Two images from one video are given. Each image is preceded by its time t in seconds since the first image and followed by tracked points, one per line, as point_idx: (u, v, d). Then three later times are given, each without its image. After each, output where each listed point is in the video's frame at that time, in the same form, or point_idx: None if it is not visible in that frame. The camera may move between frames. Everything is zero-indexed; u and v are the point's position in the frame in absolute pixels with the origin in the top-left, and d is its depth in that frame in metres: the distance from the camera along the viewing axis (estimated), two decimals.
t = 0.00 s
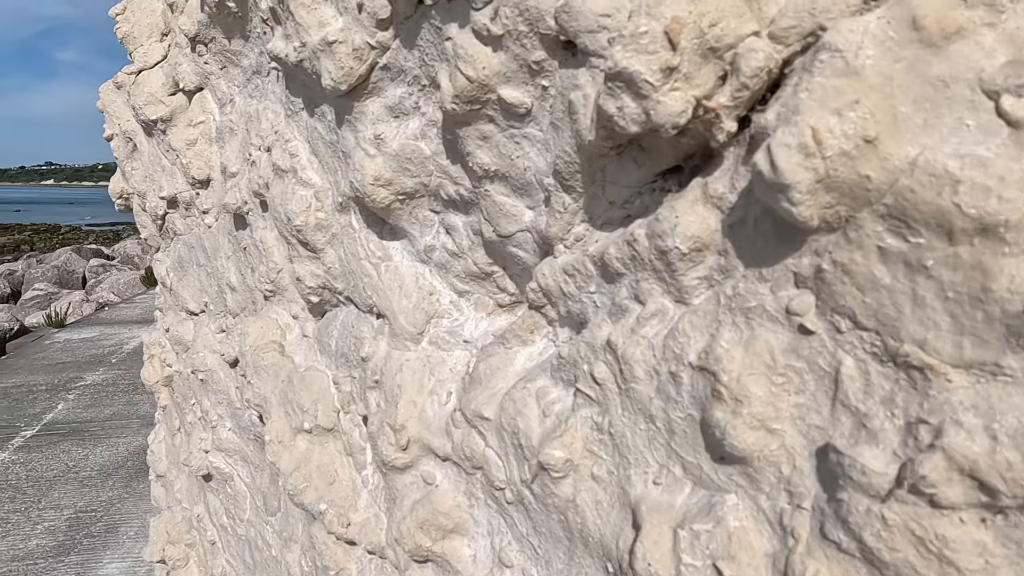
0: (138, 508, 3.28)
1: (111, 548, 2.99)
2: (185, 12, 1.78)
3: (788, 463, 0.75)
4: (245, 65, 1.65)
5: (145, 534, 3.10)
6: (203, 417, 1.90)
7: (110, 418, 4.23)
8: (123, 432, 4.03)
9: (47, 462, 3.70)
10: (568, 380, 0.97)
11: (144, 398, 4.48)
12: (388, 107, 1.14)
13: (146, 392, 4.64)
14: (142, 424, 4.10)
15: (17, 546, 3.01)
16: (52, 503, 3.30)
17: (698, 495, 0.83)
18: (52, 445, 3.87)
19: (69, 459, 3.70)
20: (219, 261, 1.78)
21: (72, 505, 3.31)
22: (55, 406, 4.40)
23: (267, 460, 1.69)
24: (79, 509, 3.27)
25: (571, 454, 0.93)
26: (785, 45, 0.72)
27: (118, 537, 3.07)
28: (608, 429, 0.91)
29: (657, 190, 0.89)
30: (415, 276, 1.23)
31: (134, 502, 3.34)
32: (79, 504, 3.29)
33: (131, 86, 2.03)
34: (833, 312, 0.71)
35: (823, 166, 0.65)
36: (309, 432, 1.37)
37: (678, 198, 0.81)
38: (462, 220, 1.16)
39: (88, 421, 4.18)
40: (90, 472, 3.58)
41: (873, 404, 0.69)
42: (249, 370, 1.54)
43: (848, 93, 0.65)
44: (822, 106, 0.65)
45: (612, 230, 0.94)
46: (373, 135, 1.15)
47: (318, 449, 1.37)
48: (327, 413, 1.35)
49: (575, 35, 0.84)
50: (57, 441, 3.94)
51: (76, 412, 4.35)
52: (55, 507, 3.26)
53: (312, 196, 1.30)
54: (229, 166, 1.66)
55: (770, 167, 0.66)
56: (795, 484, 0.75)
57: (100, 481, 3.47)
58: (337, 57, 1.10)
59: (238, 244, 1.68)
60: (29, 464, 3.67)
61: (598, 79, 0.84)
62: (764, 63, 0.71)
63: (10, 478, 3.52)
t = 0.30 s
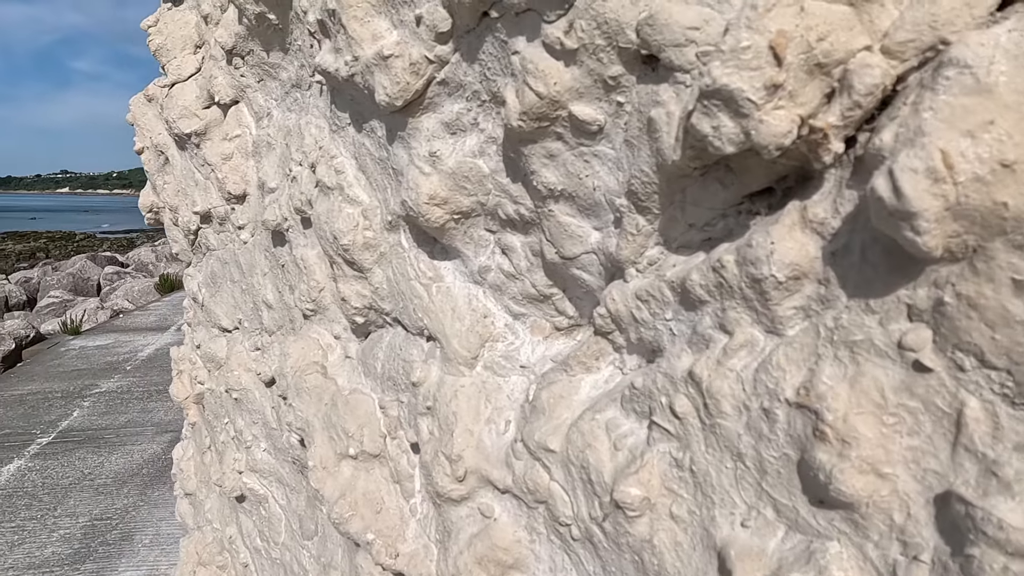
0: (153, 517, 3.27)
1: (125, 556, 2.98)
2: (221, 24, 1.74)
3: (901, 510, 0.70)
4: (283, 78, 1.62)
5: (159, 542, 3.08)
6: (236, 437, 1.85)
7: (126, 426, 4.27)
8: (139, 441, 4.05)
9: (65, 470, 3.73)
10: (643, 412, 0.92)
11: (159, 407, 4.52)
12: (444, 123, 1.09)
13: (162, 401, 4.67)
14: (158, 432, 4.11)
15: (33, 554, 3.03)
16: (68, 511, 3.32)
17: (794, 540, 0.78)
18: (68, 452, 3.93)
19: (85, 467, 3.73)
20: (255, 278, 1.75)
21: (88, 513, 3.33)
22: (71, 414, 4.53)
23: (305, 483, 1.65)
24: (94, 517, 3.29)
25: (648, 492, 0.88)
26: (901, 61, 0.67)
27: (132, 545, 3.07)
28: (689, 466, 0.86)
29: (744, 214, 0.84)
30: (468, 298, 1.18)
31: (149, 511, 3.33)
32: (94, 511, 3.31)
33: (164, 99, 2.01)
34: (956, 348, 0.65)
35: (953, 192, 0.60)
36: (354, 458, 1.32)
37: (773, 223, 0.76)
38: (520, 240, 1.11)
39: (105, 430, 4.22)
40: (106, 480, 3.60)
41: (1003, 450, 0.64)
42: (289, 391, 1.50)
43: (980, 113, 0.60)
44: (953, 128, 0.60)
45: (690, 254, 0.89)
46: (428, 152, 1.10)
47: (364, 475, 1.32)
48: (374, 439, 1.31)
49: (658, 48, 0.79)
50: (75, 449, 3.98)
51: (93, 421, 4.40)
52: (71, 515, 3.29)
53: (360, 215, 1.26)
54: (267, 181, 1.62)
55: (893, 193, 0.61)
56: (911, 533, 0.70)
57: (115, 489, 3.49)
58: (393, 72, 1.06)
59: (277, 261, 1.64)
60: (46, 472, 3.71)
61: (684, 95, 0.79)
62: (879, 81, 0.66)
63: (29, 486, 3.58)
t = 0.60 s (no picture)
0: (168, 523, 3.23)
1: (141, 563, 2.94)
2: (258, 25, 1.70)
3: None
4: (324, 81, 1.57)
5: (173, 549, 3.04)
6: (271, 450, 1.80)
7: (141, 432, 4.25)
8: (153, 447, 4.02)
9: (81, 476, 3.71)
10: (733, 431, 0.86)
11: (172, 413, 4.50)
12: (507, 123, 1.03)
13: (176, 407, 4.65)
14: (172, 438, 4.09)
15: (49, 560, 3.00)
16: (83, 517, 3.29)
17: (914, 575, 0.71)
18: (83, 458, 3.91)
19: (100, 473, 3.71)
20: (293, 286, 1.70)
21: (103, 519, 3.29)
22: (86, 420, 4.52)
23: (345, 498, 1.59)
24: (109, 523, 3.25)
25: (742, 518, 0.81)
26: None
27: (147, 552, 3.03)
28: (789, 491, 0.79)
29: (848, 219, 0.78)
30: (529, 307, 1.12)
31: (164, 517, 3.29)
32: (109, 517, 3.28)
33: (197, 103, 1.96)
34: None
35: None
36: (404, 474, 1.27)
37: (892, 229, 0.70)
38: (586, 246, 1.05)
39: (120, 436, 4.20)
40: (122, 486, 3.57)
41: None
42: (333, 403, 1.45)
43: None
44: None
45: (786, 262, 0.83)
46: (490, 154, 1.05)
47: (414, 493, 1.26)
48: (425, 455, 1.25)
49: (760, 39, 0.74)
50: (90, 455, 3.96)
51: (109, 428, 4.38)
52: (86, 521, 3.25)
53: (412, 220, 1.21)
54: (307, 186, 1.57)
55: None
56: None
57: (130, 495, 3.46)
58: (455, 69, 1.00)
59: (318, 269, 1.59)
60: (62, 478, 3.69)
61: (789, 91, 0.73)
62: None
63: (46, 492, 3.56)
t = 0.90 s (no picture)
0: (184, 529, 3.20)
1: (157, 569, 2.91)
2: (298, 26, 1.66)
3: None
4: (368, 82, 1.53)
5: (189, 555, 3.00)
6: (308, 462, 1.75)
7: (156, 437, 4.23)
8: (169, 452, 4.00)
9: (97, 481, 3.69)
10: (833, 450, 0.79)
11: (188, 419, 4.48)
12: (576, 122, 0.98)
13: (192, 413, 4.63)
14: (188, 444, 4.06)
15: (66, 566, 2.97)
16: (100, 522, 3.27)
17: None
18: (99, 463, 3.89)
19: (116, 478, 3.69)
20: (333, 293, 1.65)
21: (119, 524, 3.27)
22: (102, 426, 4.51)
23: (387, 512, 1.54)
24: (125, 529, 3.22)
25: (848, 546, 0.75)
26: None
27: (163, 558, 2.99)
28: (901, 517, 0.73)
29: (969, 221, 0.72)
30: (594, 316, 1.07)
31: (180, 523, 3.26)
32: (125, 523, 3.25)
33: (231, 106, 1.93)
34: None
35: None
36: (457, 490, 1.21)
37: None
38: (659, 252, 0.99)
39: (136, 442, 4.18)
40: (138, 491, 3.55)
41: None
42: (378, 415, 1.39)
43: None
44: None
45: (893, 268, 0.77)
46: (557, 154, 0.99)
47: (468, 510, 1.21)
48: (479, 470, 1.19)
49: (877, 27, 0.68)
50: (107, 460, 3.95)
51: (125, 433, 4.37)
52: (102, 527, 3.23)
53: (469, 225, 1.15)
54: (349, 189, 1.52)
55: None
56: None
57: (146, 500, 3.43)
58: (523, 64, 0.95)
59: (360, 275, 1.54)
60: (79, 483, 3.67)
61: (909, 81, 0.68)
62: None
63: (63, 497, 3.54)
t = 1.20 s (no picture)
0: (201, 534, 3.18)
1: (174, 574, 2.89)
2: (338, 30, 1.63)
3: None
4: (412, 86, 1.49)
5: (206, 560, 2.97)
6: (346, 475, 1.71)
7: (172, 442, 4.23)
8: (185, 457, 3.99)
9: (114, 486, 3.69)
10: (937, 476, 0.74)
11: (204, 424, 4.49)
12: (648, 126, 0.94)
13: (208, 419, 4.64)
14: (203, 449, 4.06)
15: (83, 570, 2.96)
16: (117, 526, 3.25)
17: None
18: (116, 468, 3.89)
19: (133, 483, 3.68)
20: (374, 302, 1.61)
21: (136, 529, 3.25)
22: (118, 431, 4.52)
23: (430, 528, 1.49)
24: (142, 534, 3.21)
25: None
26: None
27: (180, 562, 2.97)
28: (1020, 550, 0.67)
29: None
30: (661, 329, 1.02)
31: (197, 528, 3.24)
32: (142, 527, 3.24)
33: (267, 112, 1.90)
34: None
35: None
36: (512, 509, 1.17)
37: None
38: (733, 262, 0.95)
39: (153, 447, 4.18)
40: (155, 496, 3.54)
41: None
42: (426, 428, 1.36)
43: None
44: None
45: (1004, 281, 0.72)
46: (626, 160, 0.95)
47: (524, 529, 1.16)
48: (535, 488, 1.15)
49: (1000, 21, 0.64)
50: (123, 465, 3.94)
51: (143, 438, 4.37)
52: (119, 531, 3.22)
53: (526, 234, 1.11)
54: (392, 196, 1.48)
55: None
56: None
57: (163, 505, 3.41)
58: (592, 66, 0.91)
59: (404, 284, 1.51)
60: (96, 488, 3.66)
61: None
62: None
63: (81, 501, 3.54)
